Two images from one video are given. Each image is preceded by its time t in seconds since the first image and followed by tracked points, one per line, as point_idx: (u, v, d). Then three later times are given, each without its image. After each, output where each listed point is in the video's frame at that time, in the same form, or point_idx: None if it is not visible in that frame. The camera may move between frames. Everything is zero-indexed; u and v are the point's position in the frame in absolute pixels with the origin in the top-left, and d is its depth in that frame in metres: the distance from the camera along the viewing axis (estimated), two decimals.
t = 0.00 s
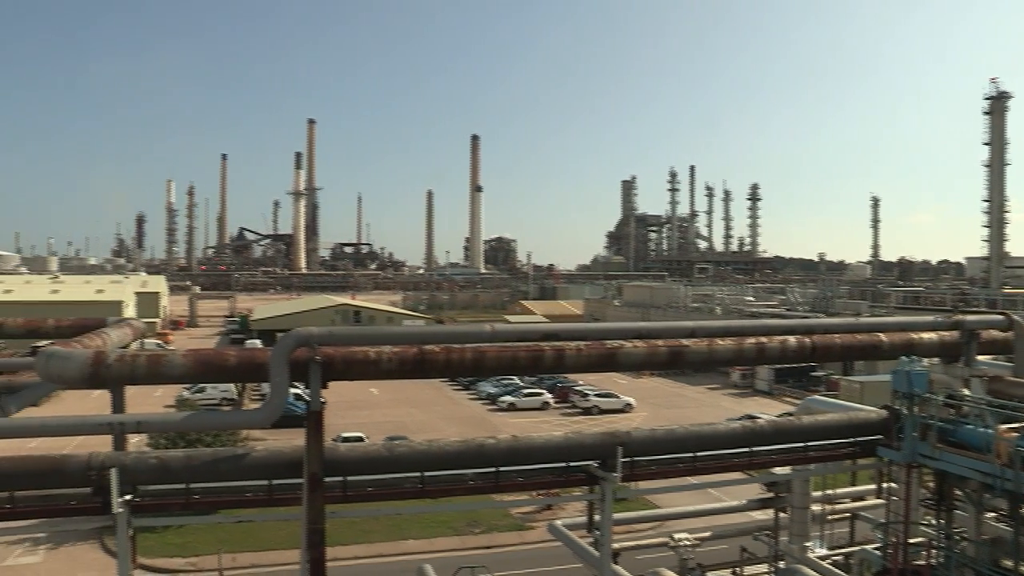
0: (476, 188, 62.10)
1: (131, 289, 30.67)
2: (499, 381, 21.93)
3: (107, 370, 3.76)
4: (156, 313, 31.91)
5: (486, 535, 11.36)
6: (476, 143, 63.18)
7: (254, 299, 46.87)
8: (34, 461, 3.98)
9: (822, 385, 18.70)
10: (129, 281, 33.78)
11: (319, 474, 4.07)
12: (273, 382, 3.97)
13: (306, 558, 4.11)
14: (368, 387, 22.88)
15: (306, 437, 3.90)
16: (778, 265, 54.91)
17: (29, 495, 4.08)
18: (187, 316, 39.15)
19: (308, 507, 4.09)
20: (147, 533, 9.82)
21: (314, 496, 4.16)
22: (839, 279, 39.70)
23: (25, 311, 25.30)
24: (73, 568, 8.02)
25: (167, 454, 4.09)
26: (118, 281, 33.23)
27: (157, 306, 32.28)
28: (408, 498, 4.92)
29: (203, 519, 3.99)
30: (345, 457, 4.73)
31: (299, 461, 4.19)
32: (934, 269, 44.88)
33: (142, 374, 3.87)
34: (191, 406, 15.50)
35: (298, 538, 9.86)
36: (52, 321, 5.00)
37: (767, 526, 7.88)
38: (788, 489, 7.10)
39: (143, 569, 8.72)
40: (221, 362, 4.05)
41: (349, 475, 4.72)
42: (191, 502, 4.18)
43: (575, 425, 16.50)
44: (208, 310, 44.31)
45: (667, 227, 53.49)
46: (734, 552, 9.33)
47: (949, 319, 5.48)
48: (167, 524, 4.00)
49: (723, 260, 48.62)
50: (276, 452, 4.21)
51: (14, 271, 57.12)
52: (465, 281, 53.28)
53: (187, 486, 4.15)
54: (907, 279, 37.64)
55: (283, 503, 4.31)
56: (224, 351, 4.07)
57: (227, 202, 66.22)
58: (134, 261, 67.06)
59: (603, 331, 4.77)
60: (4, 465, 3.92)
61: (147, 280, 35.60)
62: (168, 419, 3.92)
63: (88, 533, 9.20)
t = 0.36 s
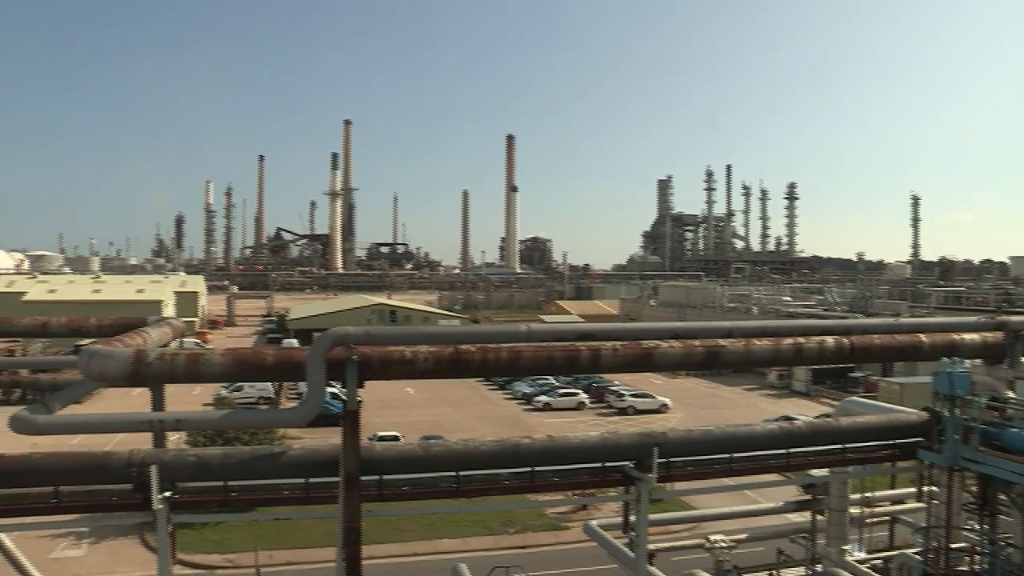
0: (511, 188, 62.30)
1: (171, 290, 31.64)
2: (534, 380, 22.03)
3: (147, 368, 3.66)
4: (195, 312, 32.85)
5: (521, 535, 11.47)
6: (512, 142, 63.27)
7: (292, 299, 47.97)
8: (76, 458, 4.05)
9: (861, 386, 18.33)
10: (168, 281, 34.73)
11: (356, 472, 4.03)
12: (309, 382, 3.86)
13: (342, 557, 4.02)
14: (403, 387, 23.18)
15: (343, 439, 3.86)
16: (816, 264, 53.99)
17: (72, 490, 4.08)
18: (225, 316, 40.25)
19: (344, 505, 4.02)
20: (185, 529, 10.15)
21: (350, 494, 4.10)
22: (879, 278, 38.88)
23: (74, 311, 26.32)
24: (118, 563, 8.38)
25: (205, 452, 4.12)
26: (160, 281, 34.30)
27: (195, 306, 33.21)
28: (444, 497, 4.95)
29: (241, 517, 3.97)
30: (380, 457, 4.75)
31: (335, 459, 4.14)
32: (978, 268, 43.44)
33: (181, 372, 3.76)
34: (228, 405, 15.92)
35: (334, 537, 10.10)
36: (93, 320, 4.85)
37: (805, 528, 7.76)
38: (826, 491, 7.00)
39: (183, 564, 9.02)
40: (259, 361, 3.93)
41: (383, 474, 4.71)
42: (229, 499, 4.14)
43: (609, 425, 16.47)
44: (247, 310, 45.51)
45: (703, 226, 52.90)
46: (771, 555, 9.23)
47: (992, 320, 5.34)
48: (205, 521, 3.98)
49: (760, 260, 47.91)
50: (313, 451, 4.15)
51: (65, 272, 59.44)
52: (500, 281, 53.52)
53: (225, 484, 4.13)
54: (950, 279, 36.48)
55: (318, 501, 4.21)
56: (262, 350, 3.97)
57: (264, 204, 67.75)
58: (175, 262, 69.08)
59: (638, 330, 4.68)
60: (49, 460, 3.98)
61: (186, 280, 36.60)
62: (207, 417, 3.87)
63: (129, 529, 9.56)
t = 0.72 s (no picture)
0: (545, 188, 62.39)
1: (207, 290, 32.51)
2: (568, 381, 22.05)
3: (185, 367, 3.57)
4: (232, 312, 33.70)
5: (554, 536, 11.56)
6: (546, 142, 63.31)
7: (327, 299, 48.84)
8: (114, 454, 3.96)
9: (899, 387, 17.95)
10: (204, 281, 35.62)
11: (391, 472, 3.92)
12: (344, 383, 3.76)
13: (376, 555, 3.97)
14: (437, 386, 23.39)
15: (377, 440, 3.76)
16: (853, 264, 52.93)
17: (112, 486, 4.00)
18: (261, 315, 41.19)
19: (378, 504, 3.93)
20: (222, 527, 10.46)
21: (385, 492, 3.99)
22: (919, 278, 37.96)
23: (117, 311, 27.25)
24: (157, 559, 8.73)
25: (242, 450, 4.04)
26: (197, 281, 35.23)
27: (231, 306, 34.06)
28: (478, 497, 4.95)
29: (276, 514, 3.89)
30: (414, 457, 4.70)
31: (370, 459, 4.05)
32: None
33: (217, 372, 3.66)
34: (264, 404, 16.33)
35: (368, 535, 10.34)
36: (132, 320, 4.84)
37: (840, 531, 7.66)
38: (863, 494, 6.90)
39: (220, 561, 9.32)
40: (295, 362, 3.84)
41: (417, 474, 4.68)
42: (265, 497, 4.09)
43: (643, 426, 16.42)
44: (283, 309, 46.52)
45: (738, 226, 52.26)
46: (806, 558, 9.13)
47: None
48: (242, 518, 3.92)
49: (796, 259, 47.17)
50: (348, 450, 4.04)
51: (110, 272, 61.51)
52: (534, 281, 53.63)
53: (260, 482, 4.05)
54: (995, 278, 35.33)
55: (353, 500, 4.15)
56: (297, 350, 3.89)
57: (300, 205, 69.11)
58: (212, 261, 70.82)
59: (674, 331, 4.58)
60: (87, 456, 3.90)
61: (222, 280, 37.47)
62: (243, 415, 3.84)
63: (167, 526, 9.93)
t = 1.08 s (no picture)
0: (581, 188, 62.35)
1: (246, 290, 33.36)
2: (605, 381, 22.00)
3: (224, 366, 3.40)
4: (270, 311, 34.54)
5: (591, 536, 11.61)
6: (583, 142, 63.19)
7: (364, 299, 49.67)
8: (155, 451, 3.76)
9: (940, 390, 17.52)
10: (244, 281, 36.55)
11: (426, 471, 3.65)
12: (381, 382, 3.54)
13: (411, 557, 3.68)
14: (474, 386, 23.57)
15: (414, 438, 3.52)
16: (893, 264, 51.65)
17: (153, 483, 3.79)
18: (299, 314, 42.03)
19: (415, 502, 3.64)
20: (261, 524, 10.77)
21: (421, 492, 3.73)
22: (964, 278, 36.84)
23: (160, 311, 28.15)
24: (195, 555, 9.07)
25: (281, 448, 3.79)
26: (236, 281, 36.16)
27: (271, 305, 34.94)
28: (512, 497, 4.82)
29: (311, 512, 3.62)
30: (451, 457, 4.49)
31: (406, 458, 3.77)
32: None
33: (257, 371, 3.50)
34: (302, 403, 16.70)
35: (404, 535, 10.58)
36: (173, 320, 4.64)
37: (881, 536, 7.52)
38: (904, 497, 6.75)
39: (257, 559, 9.60)
40: (332, 361, 3.66)
41: (453, 472, 4.50)
42: (303, 495, 3.81)
43: (679, 427, 16.29)
44: (320, 309, 47.48)
45: (777, 225, 51.48)
46: (846, 562, 8.99)
47: None
48: (278, 518, 3.65)
49: (835, 259, 46.32)
50: (387, 449, 3.78)
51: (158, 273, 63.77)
52: (571, 281, 53.64)
53: (298, 480, 3.79)
54: None
55: (391, 500, 3.90)
56: (334, 349, 3.72)
57: (339, 206, 70.51)
58: (251, 261, 72.53)
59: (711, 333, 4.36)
60: (130, 453, 3.68)
61: (261, 280, 38.39)
62: (281, 414, 3.67)
63: (205, 523, 10.31)
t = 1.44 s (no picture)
0: (609, 188, 62.20)
1: (274, 290, 33.95)
2: (632, 381, 21.95)
3: (254, 366, 3.29)
4: (299, 311, 35.13)
5: (617, 537, 11.63)
6: (610, 141, 62.95)
7: (392, 299, 50.31)
8: (184, 451, 3.61)
9: (975, 392, 17.12)
10: (274, 282, 37.25)
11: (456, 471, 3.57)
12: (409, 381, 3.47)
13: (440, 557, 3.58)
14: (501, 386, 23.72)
15: (443, 437, 3.50)
16: (925, 265, 50.62)
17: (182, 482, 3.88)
18: (328, 314, 42.61)
19: (443, 502, 3.55)
20: (290, 523, 11.02)
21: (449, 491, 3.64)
22: (1000, 279, 35.98)
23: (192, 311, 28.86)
24: (225, 552, 9.34)
25: (308, 448, 3.66)
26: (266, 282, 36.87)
27: (300, 305, 35.57)
28: (540, 497, 4.79)
29: (342, 511, 3.63)
30: (478, 457, 4.34)
31: (433, 458, 3.69)
32: None
33: (286, 370, 3.39)
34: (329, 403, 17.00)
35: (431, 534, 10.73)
36: (202, 320, 4.77)
37: (912, 539, 7.41)
38: (937, 500, 6.64)
39: (287, 557, 9.84)
40: (361, 361, 3.57)
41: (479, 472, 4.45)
42: (331, 494, 3.87)
43: (707, 429, 16.17)
44: (349, 309, 48.19)
45: (806, 225, 50.80)
46: (877, 565, 8.87)
47: None
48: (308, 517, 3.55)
49: (865, 259, 45.56)
50: (415, 449, 3.68)
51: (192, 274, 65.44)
52: (598, 281, 53.57)
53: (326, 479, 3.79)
54: None
55: (419, 499, 3.94)
56: (362, 348, 3.61)
57: (367, 207, 71.41)
58: (281, 262, 73.79)
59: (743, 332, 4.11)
60: (160, 452, 3.54)
61: (291, 280, 39.09)
62: (311, 414, 3.59)
63: (233, 521, 10.60)
